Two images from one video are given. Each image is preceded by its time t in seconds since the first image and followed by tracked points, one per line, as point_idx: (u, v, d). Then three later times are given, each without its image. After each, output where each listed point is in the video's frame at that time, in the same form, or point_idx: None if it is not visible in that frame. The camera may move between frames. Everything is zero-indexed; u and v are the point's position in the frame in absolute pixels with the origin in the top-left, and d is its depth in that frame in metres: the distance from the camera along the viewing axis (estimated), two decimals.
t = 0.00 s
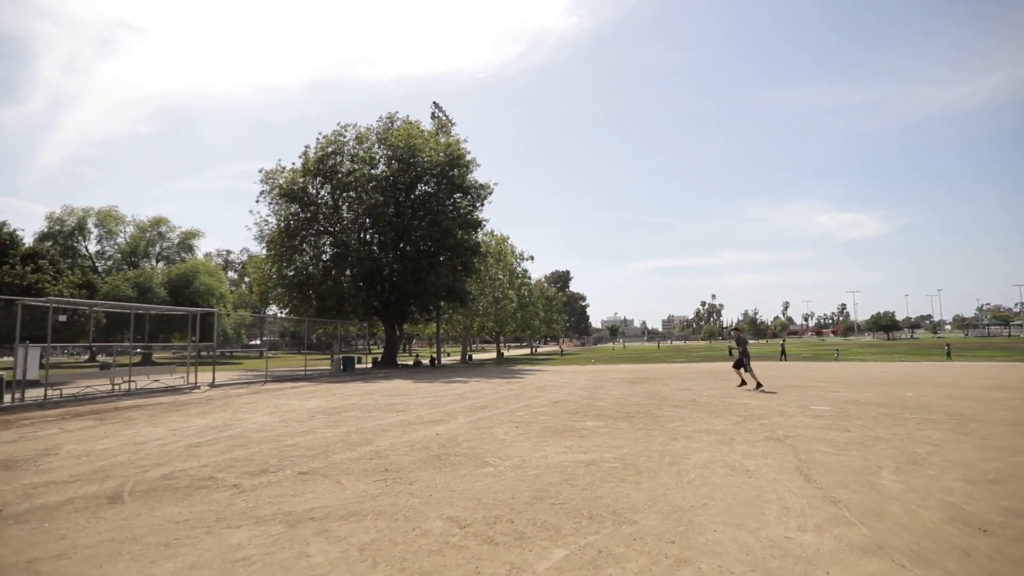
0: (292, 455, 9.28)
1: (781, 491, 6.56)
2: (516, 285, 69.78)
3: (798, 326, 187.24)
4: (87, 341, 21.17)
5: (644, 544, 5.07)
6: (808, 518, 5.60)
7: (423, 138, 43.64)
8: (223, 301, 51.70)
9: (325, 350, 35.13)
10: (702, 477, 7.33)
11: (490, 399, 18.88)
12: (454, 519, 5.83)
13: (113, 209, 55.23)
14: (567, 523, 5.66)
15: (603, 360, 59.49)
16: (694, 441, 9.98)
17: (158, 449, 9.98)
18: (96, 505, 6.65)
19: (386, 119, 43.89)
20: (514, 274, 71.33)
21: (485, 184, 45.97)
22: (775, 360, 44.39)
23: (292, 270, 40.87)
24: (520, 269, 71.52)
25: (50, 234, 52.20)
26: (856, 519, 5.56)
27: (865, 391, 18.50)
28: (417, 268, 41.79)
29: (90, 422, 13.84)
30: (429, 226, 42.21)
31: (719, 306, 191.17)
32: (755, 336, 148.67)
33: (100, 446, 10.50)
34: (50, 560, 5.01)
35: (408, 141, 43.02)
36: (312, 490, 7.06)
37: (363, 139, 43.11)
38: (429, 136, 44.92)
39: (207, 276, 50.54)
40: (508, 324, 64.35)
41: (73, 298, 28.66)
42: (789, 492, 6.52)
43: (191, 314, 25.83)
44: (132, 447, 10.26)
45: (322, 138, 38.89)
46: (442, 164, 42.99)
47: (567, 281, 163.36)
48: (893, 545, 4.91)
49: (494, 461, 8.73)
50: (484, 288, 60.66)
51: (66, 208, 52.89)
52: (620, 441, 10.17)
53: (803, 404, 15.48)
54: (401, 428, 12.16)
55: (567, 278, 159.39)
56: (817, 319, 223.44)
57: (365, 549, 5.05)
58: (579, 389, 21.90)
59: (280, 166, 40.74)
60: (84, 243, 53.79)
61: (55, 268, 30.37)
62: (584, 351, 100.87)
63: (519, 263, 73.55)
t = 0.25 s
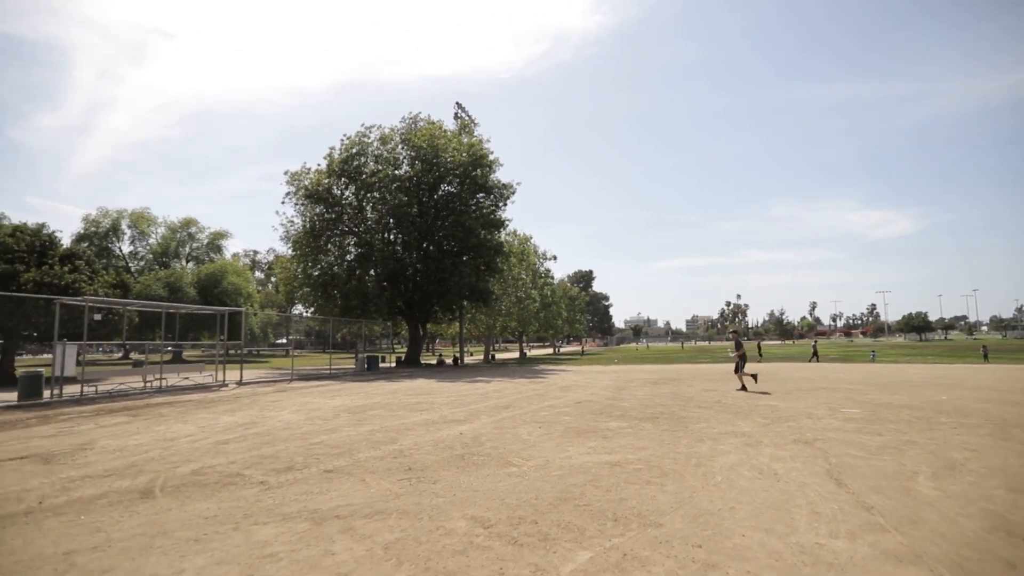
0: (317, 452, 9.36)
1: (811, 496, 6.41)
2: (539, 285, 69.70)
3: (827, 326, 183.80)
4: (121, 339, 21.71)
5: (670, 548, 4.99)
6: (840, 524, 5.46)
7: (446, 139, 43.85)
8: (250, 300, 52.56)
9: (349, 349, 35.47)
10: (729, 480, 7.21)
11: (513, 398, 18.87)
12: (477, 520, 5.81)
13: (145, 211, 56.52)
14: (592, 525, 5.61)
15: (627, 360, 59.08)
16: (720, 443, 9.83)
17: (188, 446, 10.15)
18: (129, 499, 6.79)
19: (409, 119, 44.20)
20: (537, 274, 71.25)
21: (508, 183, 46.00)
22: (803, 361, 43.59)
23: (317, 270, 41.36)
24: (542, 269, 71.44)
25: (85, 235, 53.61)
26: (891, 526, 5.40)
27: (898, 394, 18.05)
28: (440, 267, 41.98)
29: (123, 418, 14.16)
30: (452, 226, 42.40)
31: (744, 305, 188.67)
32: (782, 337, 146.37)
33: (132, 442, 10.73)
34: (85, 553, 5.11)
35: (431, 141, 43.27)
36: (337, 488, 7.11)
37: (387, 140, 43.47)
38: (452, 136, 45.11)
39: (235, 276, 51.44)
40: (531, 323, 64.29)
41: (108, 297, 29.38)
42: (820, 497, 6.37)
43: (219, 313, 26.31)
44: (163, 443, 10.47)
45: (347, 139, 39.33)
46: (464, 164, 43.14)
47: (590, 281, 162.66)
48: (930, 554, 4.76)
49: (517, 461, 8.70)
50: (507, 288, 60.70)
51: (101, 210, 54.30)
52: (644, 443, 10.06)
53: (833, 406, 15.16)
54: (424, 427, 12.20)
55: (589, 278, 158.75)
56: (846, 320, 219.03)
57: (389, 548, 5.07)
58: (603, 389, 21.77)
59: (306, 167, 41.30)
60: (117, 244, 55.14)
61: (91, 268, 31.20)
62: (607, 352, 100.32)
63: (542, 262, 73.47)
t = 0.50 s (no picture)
0: (341, 451, 9.42)
1: (842, 500, 6.25)
2: (561, 284, 69.51)
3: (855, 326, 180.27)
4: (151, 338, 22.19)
5: (697, 552, 4.90)
6: (873, 531, 5.31)
7: (467, 139, 43.95)
8: (276, 300, 53.32)
9: (372, 348, 35.73)
10: (757, 483, 7.07)
11: (535, 398, 18.82)
12: (501, 521, 5.78)
13: (174, 213, 57.67)
14: (616, 527, 5.53)
15: (650, 360, 58.61)
16: (746, 445, 9.67)
17: (215, 443, 10.30)
18: (159, 495, 6.89)
19: (431, 120, 44.40)
20: (559, 273, 71.08)
21: (529, 183, 45.95)
22: (831, 361, 42.76)
23: (341, 270, 41.76)
24: (564, 268, 71.26)
25: (117, 237, 54.90)
26: (926, 534, 5.24)
27: (930, 396, 17.59)
28: (462, 267, 42.10)
29: (153, 416, 14.44)
30: (474, 226, 42.50)
31: (769, 305, 185.95)
32: (808, 336, 143.99)
33: (162, 439, 10.92)
34: (116, 548, 5.20)
35: (452, 141, 43.41)
36: (361, 487, 7.14)
37: (409, 141, 43.75)
38: (473, 136, 45.20)
39: (261, 277, 52.22)
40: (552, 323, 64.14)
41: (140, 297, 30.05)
42: (852, 502, 6.21)
43: (246, 313, 26.74)
44: (191, 441, 10.64)
45: (369, 140, 39.70)
46: (486, 164, 43.19)
47: (612, 280, 161.78)
48: (969, 564, 4.59)
49: (541, 462, 8.65)
50: (528, 288, 60.67)
51: (132, 212, 55.55)
52: (669, 444, 9.94)
53: (863, 408, 14.83)
54: (447, 427, 12.21)
55: (611, 277, 157.92)
56: (875, 319, 214.58)
57: (413, 548, 5.06)
58: (626, 389, 21.60)
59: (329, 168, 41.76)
60: (148, 245, 56.36)
61: (123, 269, 31.94)
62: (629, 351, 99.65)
63: (564, 262, 73.29)
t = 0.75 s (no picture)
0: (362, 449, 9.45)
1: (873, 506, 6.09)
2: (581, 284, 69.28)
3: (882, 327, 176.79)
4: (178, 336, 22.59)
5: (723, 558, 4.80)
6: (906, 539, 5.15)
7: (488, 138, 43.99)
8: (299, 299, 53.95)
9: (393, 347, 35.94)
10: (783, 487, 6.93)
11: (556, 398, 18.75)
12: (522, 522, 5.72)
13: (200, 213, 58.67)
14: (639, 530, 5.45)
15: (671, 361, 58.19)
16: (771, 448, 9.49)
17: (239, 440, 10.42)
18: (184, 491, 6.97)
19: (452, 120, 44.53)
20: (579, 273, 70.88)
21: (550, 182, 45.86)
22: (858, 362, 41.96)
23: (362, 269, 42.12)
24: (585, 267, 71.05)
25: (145, 237, 56.04)
26: (962, 544, 5.07)
27: (961, 399, 17.13)
28: (482, 266, 42.18)
29: (180, 412, 14.68)
30: (494, 225, 42.56)
31: (793, 305, 183.24)
32: (833, 337, 141.64)
33: (188, 435, 11.09)
34: (142, 543, 5.26)
35: (473, 141, 43.48)
36: (382, 486, 7.15)
37: (430, 141, 43.96)
38: (494, 135, 45.23)
39: (284, 276, 52.88)
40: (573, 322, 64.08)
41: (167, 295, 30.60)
42: (882, 508, 6.04)
43: (269, 311, 27.08)
44: (216, 438, 10.77)
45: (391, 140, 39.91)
46: (506, 163, 43.18)
47: (633, 280, 160.83)
48: None
49: (561, 462, 8.58)
50: (549, 287, 60.55)
51: (159, 212, 56.65)
52: (692, 445, 9.80)
53: (892, 410, 14.48)
54: (467, 426, 12.21)
55: (632, 277, 157.04)
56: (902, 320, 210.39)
57: (434, 548, 5.04)
58: (647, 389, 21.42)
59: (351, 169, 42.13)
60: (175, 245, 57.41)
61: (151, 268, 32.57)
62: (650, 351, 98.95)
63: (584, 261, 73.04)
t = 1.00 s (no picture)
0: (382, 448, 9.45)
1: (905, 511, 5.91)
2: (600, 282, 69.00)
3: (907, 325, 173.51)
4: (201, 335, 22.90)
5: (750, 563, 4.69)
6: (941, 546, 4.98)
7: (506, 137, 43.99)
8: (319, 298, 54.44)
9: (412, 345, 36.10)
10: (810, 490, 6.77)
11: (575, 397, 18.64)
12: (543, 524, 5.66)
13: (222, 214, 59.49)
14: (663, 533, 5.35)
15: (691, 360, 57.71)
16: (796, 449, 9.31)
17: (261, 438, 10.49)
18: (207, 489, 7.03)
19: (470, 119, 44.60)
20: (598, 271, 70.59)
21: (568, 180, 45.74)
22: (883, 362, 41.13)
23: (381, 268, 42.37)
24: (603, 266, 70.73)
25: (170, 238, 56.97)
26: (1000, 552, 4.89)
27: (993, 400, 16.68)
28: (500, 265, 42.21)
29: (203, 410, 14.86)
30: (513, 224, 42.58)
31: (816, 304, 180.55)
32: (856, 336, 139.35)
33: (211, 433, 11.21)
34: (166, 540, 5.29)
35: (491, 140, 43.51)
36: (402, 485, 7.13)
37: (448, 141, 44.06)
38: (512, 134, 45.22)
39: (305, 275, 53.41)
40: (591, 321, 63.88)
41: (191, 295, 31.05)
42: (914, 513, 5.87)
43: (290, 311, 27.35)
44: (238, 435, 10.86)
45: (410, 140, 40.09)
46: (525, 162, 43.14)
47: (652, 279, 159.60)
48: None
49: (582, 462, 8.50)
50: (567, 286, 60.38)
51: (183, 213, 57.55)
52: (714, 446, 9.65)
53: (920, 412, 14.14)
54: (487, 425, 12.18)
55: (651, 275, 156.07)
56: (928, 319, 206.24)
57: (454, 549, 5.00)
58: (667, 389, 21.20)
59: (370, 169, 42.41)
60: (198, 245, 58.28)
61: (175, 267, 33.08)
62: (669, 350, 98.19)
63: (603, 260, 72.70)
